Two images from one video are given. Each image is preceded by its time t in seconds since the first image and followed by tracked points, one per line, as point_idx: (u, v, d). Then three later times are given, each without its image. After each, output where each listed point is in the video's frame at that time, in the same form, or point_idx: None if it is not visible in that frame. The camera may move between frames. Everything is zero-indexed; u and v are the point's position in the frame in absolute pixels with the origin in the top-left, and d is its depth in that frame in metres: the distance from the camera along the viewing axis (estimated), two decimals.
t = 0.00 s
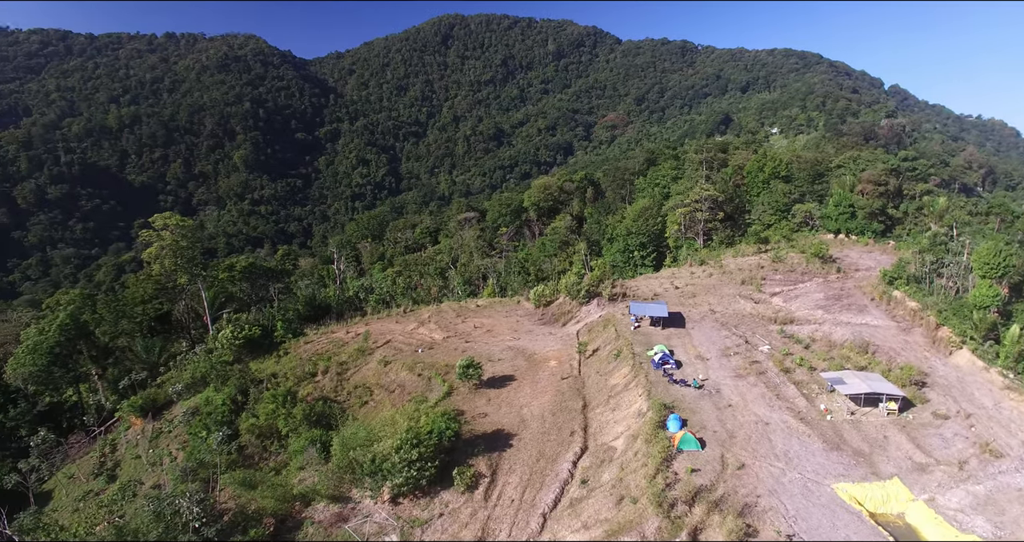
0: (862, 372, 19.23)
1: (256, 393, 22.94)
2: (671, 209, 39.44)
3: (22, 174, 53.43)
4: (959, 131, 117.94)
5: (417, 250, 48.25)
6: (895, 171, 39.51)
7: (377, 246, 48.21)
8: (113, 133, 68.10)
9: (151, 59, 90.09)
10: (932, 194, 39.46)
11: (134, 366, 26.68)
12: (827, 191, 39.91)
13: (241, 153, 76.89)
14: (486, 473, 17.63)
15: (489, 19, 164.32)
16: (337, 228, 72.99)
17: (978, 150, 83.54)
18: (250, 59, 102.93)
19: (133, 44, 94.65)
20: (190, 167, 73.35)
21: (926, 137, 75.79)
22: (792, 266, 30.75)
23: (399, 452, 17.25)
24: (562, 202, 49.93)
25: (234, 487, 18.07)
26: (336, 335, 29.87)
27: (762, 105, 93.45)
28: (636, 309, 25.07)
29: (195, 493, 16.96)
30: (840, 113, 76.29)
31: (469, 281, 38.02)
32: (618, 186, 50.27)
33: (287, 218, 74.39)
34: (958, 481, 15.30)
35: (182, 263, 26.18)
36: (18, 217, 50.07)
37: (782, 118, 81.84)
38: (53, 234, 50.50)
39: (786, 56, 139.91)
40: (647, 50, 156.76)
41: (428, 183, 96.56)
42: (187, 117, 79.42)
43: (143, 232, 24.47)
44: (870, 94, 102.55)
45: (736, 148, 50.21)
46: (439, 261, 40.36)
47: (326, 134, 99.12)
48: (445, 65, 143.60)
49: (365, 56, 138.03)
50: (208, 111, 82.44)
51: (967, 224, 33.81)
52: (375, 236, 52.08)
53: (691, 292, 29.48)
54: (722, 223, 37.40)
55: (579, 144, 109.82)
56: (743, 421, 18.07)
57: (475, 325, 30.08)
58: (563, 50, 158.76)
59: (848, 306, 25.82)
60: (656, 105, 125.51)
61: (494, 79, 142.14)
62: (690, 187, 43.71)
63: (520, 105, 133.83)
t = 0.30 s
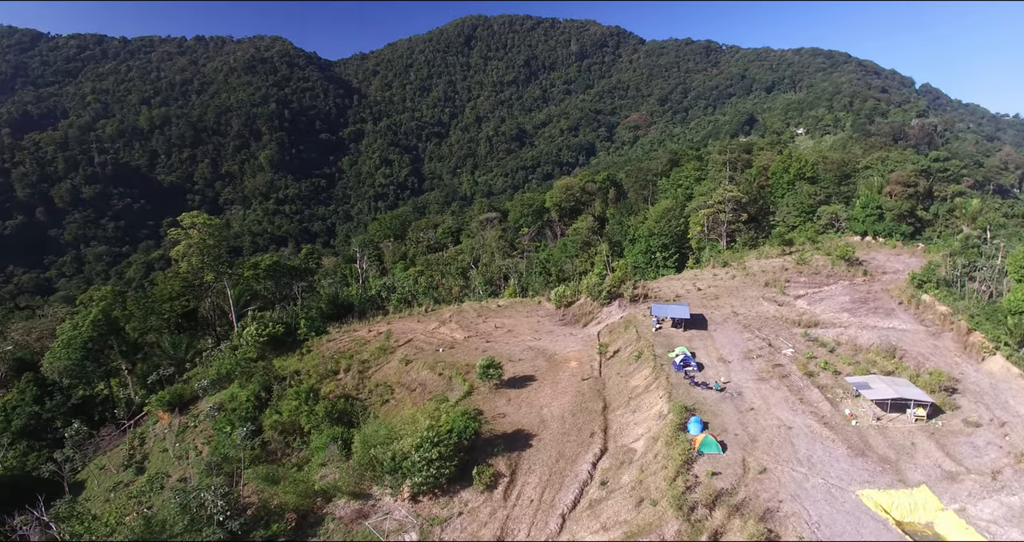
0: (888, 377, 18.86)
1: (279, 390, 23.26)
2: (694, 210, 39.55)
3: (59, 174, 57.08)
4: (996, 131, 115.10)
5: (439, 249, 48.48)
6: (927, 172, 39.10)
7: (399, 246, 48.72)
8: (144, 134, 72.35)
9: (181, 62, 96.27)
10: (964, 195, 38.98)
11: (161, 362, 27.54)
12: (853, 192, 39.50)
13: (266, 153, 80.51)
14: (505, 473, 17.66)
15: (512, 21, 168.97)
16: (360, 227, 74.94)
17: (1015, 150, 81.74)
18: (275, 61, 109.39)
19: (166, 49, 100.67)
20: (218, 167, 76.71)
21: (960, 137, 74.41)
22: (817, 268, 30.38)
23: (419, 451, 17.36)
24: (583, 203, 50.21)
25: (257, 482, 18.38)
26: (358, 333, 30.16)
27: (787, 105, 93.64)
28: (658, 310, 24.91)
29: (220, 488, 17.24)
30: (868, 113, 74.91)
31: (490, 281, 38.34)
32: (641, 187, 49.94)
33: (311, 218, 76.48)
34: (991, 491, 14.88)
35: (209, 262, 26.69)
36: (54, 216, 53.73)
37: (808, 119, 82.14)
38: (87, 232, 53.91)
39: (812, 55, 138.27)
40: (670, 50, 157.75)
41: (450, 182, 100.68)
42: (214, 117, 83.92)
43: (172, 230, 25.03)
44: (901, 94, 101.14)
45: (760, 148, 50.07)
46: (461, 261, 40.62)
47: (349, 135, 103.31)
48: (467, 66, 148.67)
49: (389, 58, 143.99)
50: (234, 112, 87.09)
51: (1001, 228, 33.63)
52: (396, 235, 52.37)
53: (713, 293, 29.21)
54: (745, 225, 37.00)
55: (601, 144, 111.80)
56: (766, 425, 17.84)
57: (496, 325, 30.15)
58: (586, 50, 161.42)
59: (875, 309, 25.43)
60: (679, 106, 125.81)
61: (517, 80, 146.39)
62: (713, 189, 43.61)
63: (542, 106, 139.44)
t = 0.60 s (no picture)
0: (917, 383, 18.40)
1: (302, 387, 23.59)
2: (719, 211, 39.08)
3: (94, 174, 59.66)
4: None
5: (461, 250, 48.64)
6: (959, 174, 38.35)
7: (422, 246, 49.27)
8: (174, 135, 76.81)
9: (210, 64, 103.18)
10: (1001, 196, 37.86)
11: (188, 358, 28.09)
12: (882, 193, 38.86)
13: (293, 154, 84.65)
14: (525, 473, 17.68)
15: (535, 22, 174.93)
16: (382, 227, 77.76)
17: None
18: (302, 62, 114.82)
19: (195, 51, 109.51)
20: (244, 167, 81.17)
21: (998, 135, 72.52)
22: (843, 271, 29.88)
23: (440, 449, 17.44)
24: (606, 203, 50.32)
25: (280, 477, 18.65)
26: (380, 332, 30.41)
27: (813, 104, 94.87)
28: (680, 312, 24.85)
29: (244, 482, 17.52)
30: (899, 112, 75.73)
31: (512, 281, 38.44)
32: (664, 188, 50.88)
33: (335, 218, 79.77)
34: None
35: (235, 260, 27.18)
36: (90, 215, 55.97)
37: (835, 119, 83.10)
38: (120, 231, 56.07)
39: (839, 55, 136.95)
40: (694, 50, 160.16)
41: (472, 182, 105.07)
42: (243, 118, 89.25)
43: (199, 229, 25.54)
44: (935, 93, 99.16)
45: (786, 149, 49.81)
46: (483, 261, 40.92)
47: (373, 135, 108.80)
48: (490, 67, 154.78)
49: (413, 59, 150.65)
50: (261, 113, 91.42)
51: None
52: (420, 236, 53.22)
53: (736, 296, 28.92)
54: (769, 226, 36.79)
55: (623, 145, 114.76)
56: (789, 429, 17.60)
57: (517, 325, 30.23)
58: (609, 51, 165.71)
59: (903, 313, 24.95)
60: (704, 106, 127.57)
61: (540, 81, 152.05)
62: (737, 190, 43.30)
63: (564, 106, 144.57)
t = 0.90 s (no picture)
0: (952, 390, 17.93)
1: (328, 384, 23.89)
2: (745, 214, 38.89)
3: (130, 174, 64.69)
4: None
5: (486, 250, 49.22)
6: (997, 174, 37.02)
7: (447, 246, 50.14)
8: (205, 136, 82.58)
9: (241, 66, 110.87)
10: None
11: (217, 354, 28.63)
12: (915, 196, 38.44)
13: (321, 155, 89.35)
14: (548, 474, 17.69)
15: (562, 22, 179.15)
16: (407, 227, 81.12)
17: None
18: (329, 64, 121.74)
19: (226, 54, 117.28)
20: (273, 167, 86.33)
21: None
22: (874, 274, 29.23)
23: (463, 448, 17.54)
24: (631, 205, 50.89)
25: (306, 473, 18.92)
26: (405, 331, 30.60)
27: (844, 105, 96.35)
28: (705, 314, 24.63)
29: (270, 477, 17.82)
30: (934, 112, 77.23)
31: (536, 282, 38.51)
32: (689, 190, 53.03)
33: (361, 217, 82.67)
34: None
35: (264, 259, 27.68)
36: (125, 214, 60.18)
37: (867, 119, 83.98)
38: (153, 229, 60.22)
39: (872, 54, 139.58)
40: (722, 50, 163.83)
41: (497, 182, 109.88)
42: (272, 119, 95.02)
43: (230, 228, 26.05)
44: (970, 91, 99.29)
45: (815, 151, 49.84)
46: (507, 262, 41.17)
47: (400, 135, 114.33)
48: (516, 67, 159.94)
49: (439, 59, 156.51)
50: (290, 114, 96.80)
51: None
52: (444, 236, 53.35)
53: (763, 298, 28.52)
54: (798, 228, 36.34)
55: (649, 146, 117.99)
56: (817, 435, 17.29)
57: (541, 326, 30.25)
58: (635, 50, 169.16)
59: (938, 318, 24.35)
60: (732, 106, 129.86)
61: (566, 81, 156.65)
62: (764, 191, 42.84)
63: (590, 107, 149.31)
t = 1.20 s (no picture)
0: (989, 399, 17.44)
1: (352, 383, 24.10)
2: (773, 215, 38.61)
3: (163, 174, 68.48)
4: None
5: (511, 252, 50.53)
6: None
7: (471, 246, 51.61)
8: (236, 136, 88.11)
9: (270, 69, 119.15)
10: None
11: (246, 351, 29.02)
12: (951, 197, 37.39)
13: (347, 155, 95.39)
14: (570, 475, 17.63)
15: (588, 22, 182.58)
16: (432, 227, 86.37)
17: None
18: (357, 65, 130.72)
19: (257, 57, 126.43)
20: (302, 167, 91.54)
21: None
22: (907, 278, 28.46)
23: (487, 447, 17.56)
24: (656, 207, 51.70)
25: (330, 470, 19.19)
26: (429, 331, 30.76)
27: (877, 104, 96.64)
28: (730, 317, 24.23)
29: (295, 473, 18.05)
30: (973, 112, 76.73)
31: (561, 283, 38.39)
32: (717, 191, 51.69)
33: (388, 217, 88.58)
34: None
35: (290, 258, 28.09)
36: (158, 214, 63.28)
37: (902, 119, 83.80)
38: (185, 229, 62.99)
39: (908, 51, 140.60)
40: (751, 49, 165.40)
41: (523, 183, 114.32)
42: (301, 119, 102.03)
43: (258, 227, 26.44)
44: (1016, 88, 97.82)
45: (846, 153, 49.72)
46: (532, 263, 41.44)
47: (426, 135, 121.20)
48: (542, 68, 165.03)
49: (465, 60, 163.31)
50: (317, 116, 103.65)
51: None
52: (470, 237, 56.55)
53: (791, 302, 28.07)
54: (827, 231, 35.92)
55: (676, 146, 120.01)
56: (844, 441, 16.90)
57: (565, 327, 30.16)
58: (662, 50, 171.51)
59: (974, 324, 23.67)
60: (760, 107, 130.85)
61: (591, 81, 160.08)
62: (793, 193, 42.16)
63: (616, 107, 150.74)
